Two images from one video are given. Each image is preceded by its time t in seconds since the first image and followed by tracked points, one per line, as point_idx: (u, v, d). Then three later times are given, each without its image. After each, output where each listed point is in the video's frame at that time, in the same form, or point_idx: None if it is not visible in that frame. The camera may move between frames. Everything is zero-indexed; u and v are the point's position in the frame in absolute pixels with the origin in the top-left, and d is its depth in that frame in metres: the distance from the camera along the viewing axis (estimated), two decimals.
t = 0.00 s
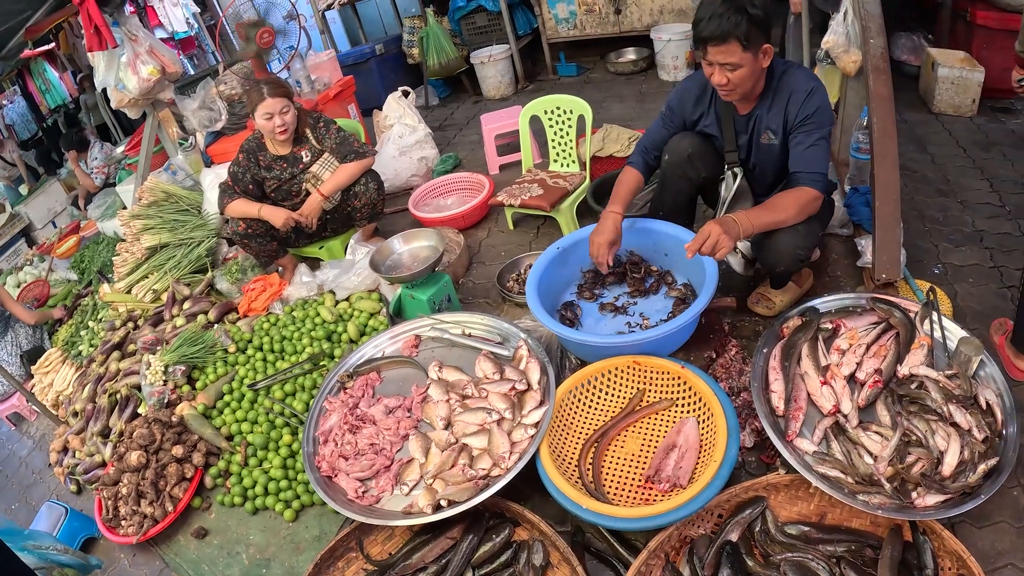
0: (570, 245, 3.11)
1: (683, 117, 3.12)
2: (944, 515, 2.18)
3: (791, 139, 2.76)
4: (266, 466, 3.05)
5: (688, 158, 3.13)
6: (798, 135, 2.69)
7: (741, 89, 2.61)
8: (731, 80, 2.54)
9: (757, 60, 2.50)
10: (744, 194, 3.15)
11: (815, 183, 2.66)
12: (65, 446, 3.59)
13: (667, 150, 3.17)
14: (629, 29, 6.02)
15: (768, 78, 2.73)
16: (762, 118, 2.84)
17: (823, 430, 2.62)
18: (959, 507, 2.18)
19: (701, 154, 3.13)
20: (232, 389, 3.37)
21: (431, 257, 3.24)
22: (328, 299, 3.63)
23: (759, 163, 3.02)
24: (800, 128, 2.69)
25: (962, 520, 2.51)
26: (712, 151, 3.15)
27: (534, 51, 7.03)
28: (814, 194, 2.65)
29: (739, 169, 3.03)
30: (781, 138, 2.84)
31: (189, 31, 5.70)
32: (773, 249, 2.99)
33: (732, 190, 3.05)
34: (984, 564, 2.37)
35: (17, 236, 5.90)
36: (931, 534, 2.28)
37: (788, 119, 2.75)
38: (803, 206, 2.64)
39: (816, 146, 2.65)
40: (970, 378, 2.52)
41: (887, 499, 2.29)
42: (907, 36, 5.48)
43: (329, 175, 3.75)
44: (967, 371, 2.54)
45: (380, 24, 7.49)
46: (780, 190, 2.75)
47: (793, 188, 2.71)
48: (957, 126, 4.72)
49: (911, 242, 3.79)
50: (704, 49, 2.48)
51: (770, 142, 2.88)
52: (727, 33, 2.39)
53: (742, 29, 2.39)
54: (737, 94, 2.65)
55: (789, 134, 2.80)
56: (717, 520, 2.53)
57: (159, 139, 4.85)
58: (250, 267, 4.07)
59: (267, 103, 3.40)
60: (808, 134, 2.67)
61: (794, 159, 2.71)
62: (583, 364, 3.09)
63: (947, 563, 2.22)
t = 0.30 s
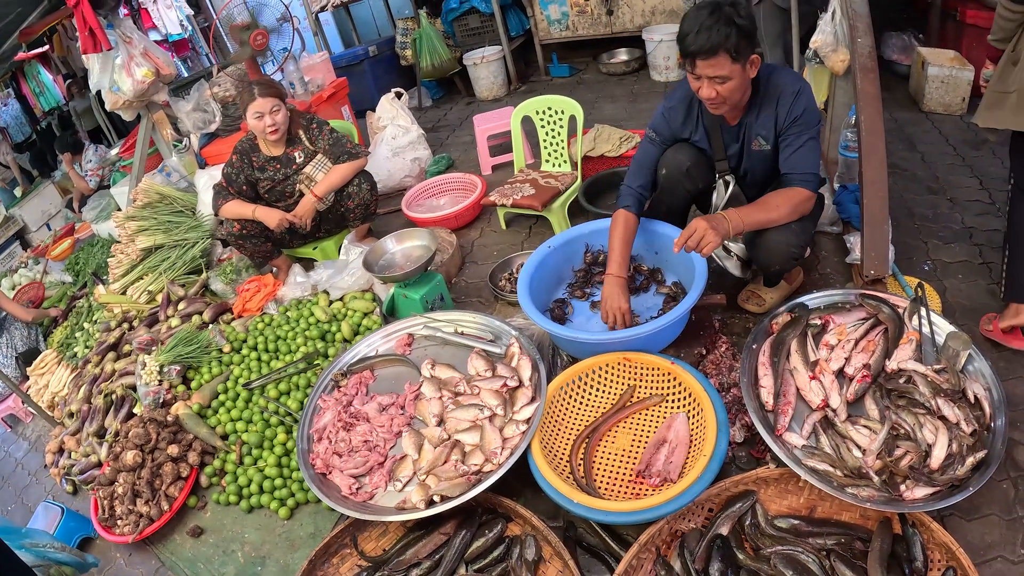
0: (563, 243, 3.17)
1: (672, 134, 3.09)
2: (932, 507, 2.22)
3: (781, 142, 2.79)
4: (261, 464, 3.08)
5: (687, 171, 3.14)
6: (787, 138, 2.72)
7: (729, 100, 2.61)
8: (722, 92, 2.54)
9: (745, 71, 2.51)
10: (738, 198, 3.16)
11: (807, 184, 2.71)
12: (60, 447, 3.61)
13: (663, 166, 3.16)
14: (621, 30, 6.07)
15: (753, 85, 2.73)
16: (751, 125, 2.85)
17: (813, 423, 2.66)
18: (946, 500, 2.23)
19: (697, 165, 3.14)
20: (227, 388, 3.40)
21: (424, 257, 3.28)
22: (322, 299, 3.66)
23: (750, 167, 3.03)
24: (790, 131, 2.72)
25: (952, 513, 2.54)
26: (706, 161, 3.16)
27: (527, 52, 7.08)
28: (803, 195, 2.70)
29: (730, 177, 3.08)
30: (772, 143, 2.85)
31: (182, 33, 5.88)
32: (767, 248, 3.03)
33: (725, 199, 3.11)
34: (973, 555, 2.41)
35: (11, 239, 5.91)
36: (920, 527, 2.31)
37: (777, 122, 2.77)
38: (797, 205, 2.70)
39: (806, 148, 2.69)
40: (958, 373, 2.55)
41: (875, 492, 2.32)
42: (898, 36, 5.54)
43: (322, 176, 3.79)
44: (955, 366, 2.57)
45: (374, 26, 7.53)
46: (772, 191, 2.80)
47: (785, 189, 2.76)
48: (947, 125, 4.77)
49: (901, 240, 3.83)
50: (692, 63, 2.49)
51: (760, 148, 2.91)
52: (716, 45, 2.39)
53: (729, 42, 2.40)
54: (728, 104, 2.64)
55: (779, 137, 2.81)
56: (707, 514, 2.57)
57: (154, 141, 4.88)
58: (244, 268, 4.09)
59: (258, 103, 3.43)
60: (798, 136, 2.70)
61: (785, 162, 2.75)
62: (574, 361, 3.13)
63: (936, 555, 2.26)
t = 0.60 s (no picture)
0: (561, 243, 3.18)
1: (668, 140, 3.10)
2: (930, 504, 2.24)
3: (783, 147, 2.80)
4: (261, 465, 3.08)
5: (684, 176, 3.15)
6: (789, 142, 2.74)
7: (736, 95, 2.57)
8: (726, 91, 2.54)
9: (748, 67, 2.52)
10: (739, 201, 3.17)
11: (811, 187, 2.72)
12: (61, 449, 3.61)
13: (661, 171, 3.18)
14: (618, 30, 6.08)
15: (752, 89, 2.74)
16: (752, 130, 2.86)
17: (810, 422, 2.67)
18: (944, 497, 2.24)
19: (696, 171, 3.15)
20: (227, 389, 3.41)
21: (424, 257, 3.29)
22: (322, 300, 3.67)
23: (750, 171, 3.05)
24: (791, 135, 2.73)
25: (950, 510, 2.56)
26: (705, 166, 3.17)
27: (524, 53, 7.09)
28: (808, 198, 2.72)
29: (729, 183, 3.05)
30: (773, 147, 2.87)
31: (179, 33, 5.75)
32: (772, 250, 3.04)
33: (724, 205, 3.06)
34: (971, 553, 2.43)
35: (10, 241, 5.87)
36: (918, 524, 2.33)
37: (778, 127, 2.78)
38: (802, 208, 2.72)
39: (807, 151, 2.70)
40: (955, 371, 2.56)
41: (873, 489, 2.34)
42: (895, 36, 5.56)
43: (321, 177, 3.80)
44: (953, 364, 2.59)
45: (372, 27, 7.54)
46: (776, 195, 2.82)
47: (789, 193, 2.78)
48: (944, 125, 4.79)
49: (898, 239, 3.85)
50: (696, 56, 2.48)
51: (761, 152, 2.92)
52: (721, 37, 2.40)
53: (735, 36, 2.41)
54: (733, 105, 2.64)
55: (780, 141, 2.83)
56: (706, 512, 2.59)
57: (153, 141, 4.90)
58: (244, 269, 4.10)
59: (256, 103, 3.44)
60: (800, 140, 2.71)
61: (788, 166, 2.76)
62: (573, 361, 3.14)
63: (934, 552, 2.27)
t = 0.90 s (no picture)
0: (558, 243, 3.17)
1: (666, 135, 3.11)
2: (927, 500, 2.23)
3: (780, 144, 2.81)
4: (258, 465, 3.08)
5: (680, 172, 3.15)
6: (786, 139, 2.74)
7: (737, 85, 2.58)
8: (729, 79, 2.55)
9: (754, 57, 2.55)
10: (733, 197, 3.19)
11: (805, 186, 2.72)
12: (57, 451, 3.60)
13: (656, 166, 3.19)
14: (613, 30, 6.09)
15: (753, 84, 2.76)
16: (750, 126, 2.86)
17: (807, 419, 2.68)
18: (941, 493, 2.23)
19: (692, 166, 3.16)
20: (224, 389, 3.40)
21: (420, 256, 3.27)
22: (318, 300, 3.66)
23: (746, 168, 3.05)
24: (789, 133, 2.74)
25: (947, 507, 2.56)
26: (702, 162, 3.17)
27: (520, 53, 7.10)
28: (801, 197, 2.72)
29: (726, 178, 3.11)
30: (770, 143, 2.87)
31: (176, 35, 5.70)
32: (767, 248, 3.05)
33: (721, 200, 3.13)
34: (968, 548, 2.43)
35: (6, 243, 5.89)
36: (915, 521, 2.33)
37: (776, 124, 2.79)
38: (794, 207, 2.71)
39: (804, 149, 2.71)
40: (951, 367, 2.57)
41: (870, 486, 2.33)
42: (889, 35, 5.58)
43: (317, 177, 3.79)
44: (949, 361, 2.59)
45: (367, 28, 7.54)
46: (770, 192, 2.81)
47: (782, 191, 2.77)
48: (939, 123, 4.81)
49: (894, 237, 3.86)
50: (702, 39, 2.49)
51: (758, 148, 2.92)
52: (729, 22, 2.43)
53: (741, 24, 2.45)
54: (735, 96, 2.65)
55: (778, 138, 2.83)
56: (704, 510, 2.59)
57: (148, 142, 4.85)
58: (240, 270, 4.09)
59: (253, 103, 3.44)
60: (797, 137, 2.72)
61: (784, 163, 2.76)
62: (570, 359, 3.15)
63: (932, 548, 2.28)
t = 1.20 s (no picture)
0: (551, 243, 3.17)
1: (660, 124, 3.19)
2: (923, 497, 2.23)
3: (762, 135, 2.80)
4: (252, 469, 3.06)
5: (669, 165, 3.19)
6: (768, 131, 2.74)
7: (715, 79, 2.60)
8: (702, 71, 2.56)
9: (732, 54, 2.55)
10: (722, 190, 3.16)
11: (782, 179, 2.70)
12: (50, 456, 3.57)
13: (646, 158, 3.23)
14: (605, 30, 6.09)
15: (741, 75, 2.77)
16: (736, 116, 2.86)
17: (802, 418, 2.67)
18: (937, 490, 2.23)
19: (681, 161, 3.20)
20: (216, 393, 3.38)
21: (412, 258, 3.28)
22: (310, 302, 3.64)
23: (733, 161, 3.05)
24: (772, 124, 2.73)
25: (943, 503, 2.56)
26: (692, 157, 3.22)
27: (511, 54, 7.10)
28: (777, 190, 2.70)
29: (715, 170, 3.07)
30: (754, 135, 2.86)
31: (167, 37, 5.71)
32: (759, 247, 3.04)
33: (708, 189, 3.09)
34: (965, 545, 2.43)
35: None
36: (910, 518, 2.34)
37: (760, 116, 2.78)
38: (770, 200, 2.68)
39: (784, 142, 2.69)
40: (945, 364, 2.57)
41: (866, 484, 2.33)
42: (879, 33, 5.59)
43: (309, 179, 3.77)
44: (943, 358, 2.59)
45: (358, 29, 7.52)
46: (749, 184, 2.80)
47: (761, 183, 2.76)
48: (931, 121, 4.82)
49: (887, 235, 3.87)
50: (678, 35, 2.52)
51: (744, 139, 2.91)
52: (703, 20, 2.43)
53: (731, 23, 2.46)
54: (710, 88, 2.66)
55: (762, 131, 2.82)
56: (699, 510, 2.58)
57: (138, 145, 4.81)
58: (232, 272, 4.08)
59: (245, 105, 3.42)
60: (779, 130, 2.71)
61: (763, 155, 2.75)
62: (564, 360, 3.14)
63: (928, 545, 2.28)
